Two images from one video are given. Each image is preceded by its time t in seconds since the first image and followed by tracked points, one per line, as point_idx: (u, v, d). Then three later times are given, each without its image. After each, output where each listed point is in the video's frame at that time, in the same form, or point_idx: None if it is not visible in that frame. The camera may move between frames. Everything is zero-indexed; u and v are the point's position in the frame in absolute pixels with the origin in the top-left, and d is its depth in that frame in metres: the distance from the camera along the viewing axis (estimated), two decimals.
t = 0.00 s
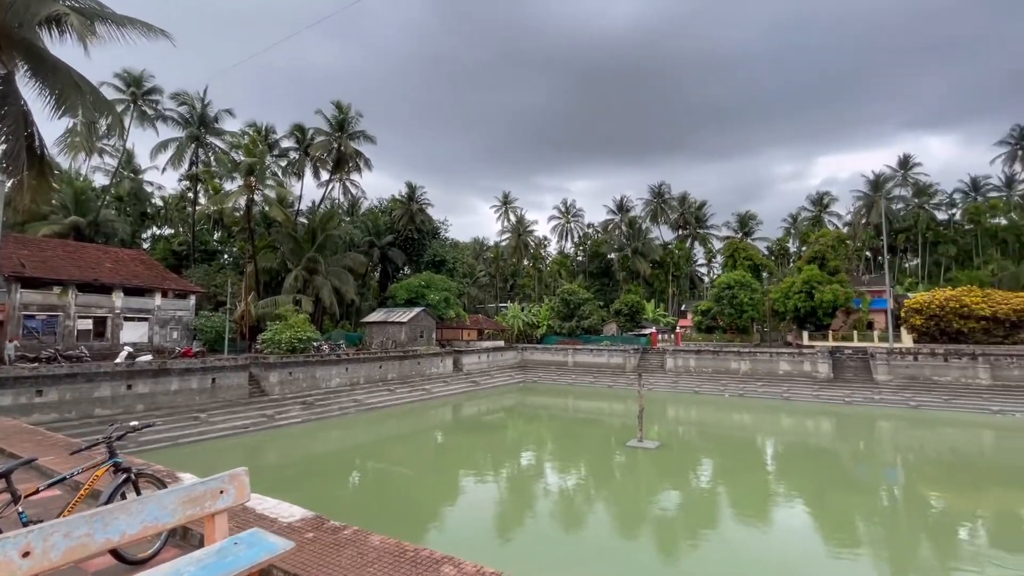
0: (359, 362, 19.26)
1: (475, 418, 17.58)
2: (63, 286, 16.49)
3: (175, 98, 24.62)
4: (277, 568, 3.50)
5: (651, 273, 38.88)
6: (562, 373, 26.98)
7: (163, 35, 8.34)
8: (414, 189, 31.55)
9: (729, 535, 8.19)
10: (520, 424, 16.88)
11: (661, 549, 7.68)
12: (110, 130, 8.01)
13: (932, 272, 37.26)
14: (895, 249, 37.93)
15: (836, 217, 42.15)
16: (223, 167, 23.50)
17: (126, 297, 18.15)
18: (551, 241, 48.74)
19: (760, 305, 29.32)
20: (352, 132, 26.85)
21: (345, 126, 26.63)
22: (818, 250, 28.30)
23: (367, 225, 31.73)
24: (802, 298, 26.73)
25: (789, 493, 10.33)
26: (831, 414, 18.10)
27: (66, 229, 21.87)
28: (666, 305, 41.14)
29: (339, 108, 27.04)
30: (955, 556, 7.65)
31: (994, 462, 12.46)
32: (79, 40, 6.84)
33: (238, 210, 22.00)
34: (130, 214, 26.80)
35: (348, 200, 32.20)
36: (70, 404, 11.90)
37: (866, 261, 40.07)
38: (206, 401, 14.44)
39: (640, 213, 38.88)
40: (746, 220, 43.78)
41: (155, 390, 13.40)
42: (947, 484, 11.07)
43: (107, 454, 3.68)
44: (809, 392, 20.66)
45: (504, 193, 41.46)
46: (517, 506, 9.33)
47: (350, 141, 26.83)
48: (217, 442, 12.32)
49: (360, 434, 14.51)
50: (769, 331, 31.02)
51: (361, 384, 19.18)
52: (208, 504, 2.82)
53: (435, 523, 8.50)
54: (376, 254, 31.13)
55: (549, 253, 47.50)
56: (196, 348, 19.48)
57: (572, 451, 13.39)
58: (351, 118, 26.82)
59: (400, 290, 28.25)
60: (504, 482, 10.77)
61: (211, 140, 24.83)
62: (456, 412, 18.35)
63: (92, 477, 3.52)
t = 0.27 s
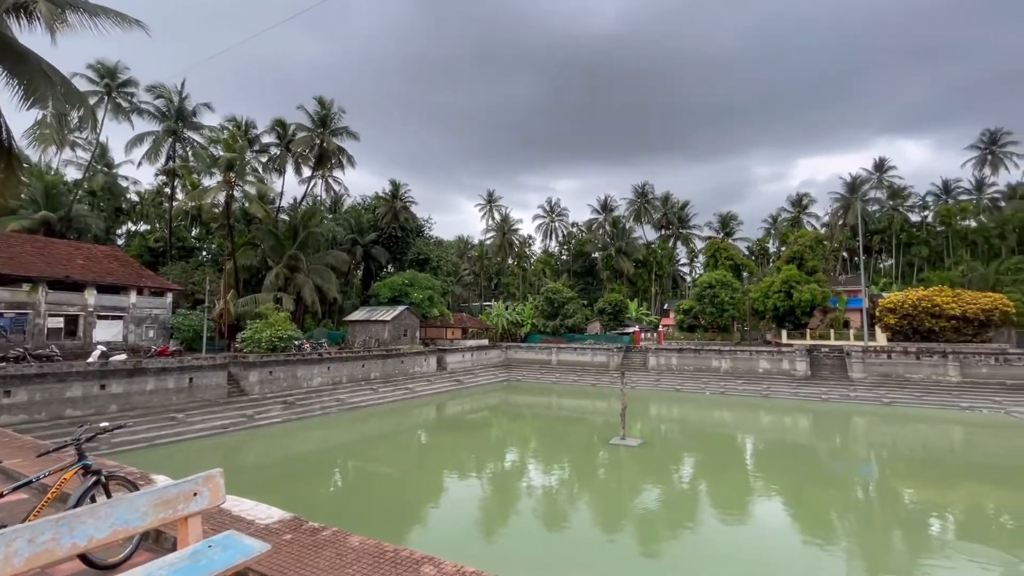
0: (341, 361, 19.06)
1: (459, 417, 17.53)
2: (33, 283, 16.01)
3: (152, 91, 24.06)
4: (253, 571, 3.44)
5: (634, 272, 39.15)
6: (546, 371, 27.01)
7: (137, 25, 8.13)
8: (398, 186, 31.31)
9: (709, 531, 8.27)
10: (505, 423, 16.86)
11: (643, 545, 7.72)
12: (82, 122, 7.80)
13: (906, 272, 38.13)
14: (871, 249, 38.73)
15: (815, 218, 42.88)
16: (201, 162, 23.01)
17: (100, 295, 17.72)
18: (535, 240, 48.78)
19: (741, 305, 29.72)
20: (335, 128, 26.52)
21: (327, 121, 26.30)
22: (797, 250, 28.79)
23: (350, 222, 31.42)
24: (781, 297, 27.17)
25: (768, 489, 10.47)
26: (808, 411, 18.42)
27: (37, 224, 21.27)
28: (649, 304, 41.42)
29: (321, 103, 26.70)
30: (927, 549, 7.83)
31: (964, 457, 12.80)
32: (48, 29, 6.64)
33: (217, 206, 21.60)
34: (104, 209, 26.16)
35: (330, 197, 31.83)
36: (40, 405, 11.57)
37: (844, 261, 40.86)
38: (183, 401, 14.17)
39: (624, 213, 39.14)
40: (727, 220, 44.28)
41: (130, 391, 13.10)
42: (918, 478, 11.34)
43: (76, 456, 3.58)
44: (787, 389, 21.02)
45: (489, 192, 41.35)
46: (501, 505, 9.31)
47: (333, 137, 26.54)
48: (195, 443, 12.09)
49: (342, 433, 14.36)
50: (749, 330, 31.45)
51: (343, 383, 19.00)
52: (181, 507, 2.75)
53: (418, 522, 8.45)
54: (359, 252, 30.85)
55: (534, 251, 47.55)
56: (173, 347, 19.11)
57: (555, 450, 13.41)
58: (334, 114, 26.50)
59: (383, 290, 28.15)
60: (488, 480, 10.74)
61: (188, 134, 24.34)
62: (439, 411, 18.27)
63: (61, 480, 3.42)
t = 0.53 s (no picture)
0: (321, 360, 18.83)
1: (441, 416, 17.47)
2: None
3: (124, 83, 23.43)
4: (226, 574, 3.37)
5: (616, 271, 39.43)
6: (528, 369, 27.04)
7: (107, 15, 7.93)
8: (380, 183, 30.98)
9: (688, 527, 8.37)
10: (487, 421, 16.83)
11: (624, 542, 7.77)
12: (50, 114, 7.58)
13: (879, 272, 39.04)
14: (844, 250, 39.57)
15: (792, 219, 43.65)
16: (175, 157, 22.45)
17: (69, 293, 17.22)
18: (518, 238, 48.77)
19: (720, 303, 30.13)
20: (315, 124, 26.17)
21: (307, 117, 25.93)
22: (774, 250, 29.33)
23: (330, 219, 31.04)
24: (759, 296, 27.64)
25: (745, 484, 10.63)
26: (784, 407, 18.77)
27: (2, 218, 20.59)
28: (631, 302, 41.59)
29: (301, 98, 26.31)
30: (898, 541, 8.02)
31: (933, 452, 13.16)
32: (13, 17, 6.44)
33: (193, 202, 21.14)
34: (74, 204, 25.42)
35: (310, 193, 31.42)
36: (5, 406, 11.21)
37: (820, 261, 41.68)
38: (157, 402, 13.86)
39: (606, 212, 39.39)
40: (707, 220, 44.81)
41: (100, 391, 12.76)
42: (890, 473, 11.62)
43: (39, 458, 3.46)
44: (764, 386, 21.40)
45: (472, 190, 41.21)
46: (483, 504, 9.28)
47: (313, 133, 26.17)
48: (169, 444, 11.84)
49: (322, 433, 14.20)
50: (728, 329, 31.89)
51: (323, 382, 18.77)
52: (149, 510, 2.68)
53: (400, 522, 8.39)
54: (339, 249, 30.55)
55: (517, 250, 47.55)
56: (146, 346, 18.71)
57: (537, 447, 13.44)
58: (314, 109, 26.14)
59: (365, 288, 27.83)
60: (470, 479, 10.72)
61: (163, 128, 23.78)
62: (421, 410, 18.16)
63: (22, 484, 3.30)
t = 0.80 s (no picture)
0: (298, 360, 18.52)
1: (421, 415, 17.35)
2: None
3: (90, 73, 22.68)
4: None
5: (596, 270, 39.66)
6: (508, 368, 27.00)
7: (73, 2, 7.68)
8: (358, 180, 30.58)
9: (666, 523, 8.44)
10: (467, 420, 16.77)
11: (603, 538, 7.79)
12: (11, 102, 7.30)
13: (850, 272, 39.98)
14: (817, 250, 40.34)
15: (767, 219, 44.46)
16: (145, 151, 21.79)
17: (32, 290, 16.61)
18: (499, 237, 48.70)
19: (697, 302, 30.54)
20: (292, 118, 25.71)
21: (284, 111, 25.47)
22: (749, 250, 29.92)
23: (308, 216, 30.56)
24: (735, 295, 28.10)
25: (722, 479, 10.77)
26: (759, 404, 19.11)
27: None
28: (610, 301, 41.80)
29: (277, 92, 25.81)
30: (867, 532, 8.21)
31: (900, 445, 13.55)
32: None
33: (164, 197, 20.58)
34: (37, 198, 24.55)
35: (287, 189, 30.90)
36: None
37: (794, 261, 42.52)
38: (126, 403, 13.47)
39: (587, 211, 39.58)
40: (685, 220, 45.32)
41: (66, 392, 12.33)
42: (859, 466, 11.92)
43: None
44: (739, 383, 21.78)
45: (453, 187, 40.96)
46: (463, 503, 9.23)
47: (290, 128, 25.72)
48: (139, 446, 11.51)
49: (299, 433, 13.97)
50: (705, 327, 32.33)
51: (300, 382, 18.47)
52: (113, 515, 2.59)
53: (379, 522, 8.30)
54: (317, 247, 30.14)
55: (497, 248, 47.49)
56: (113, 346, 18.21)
57: (518, 445, 13.44)
58: (291, 104, 25.67)
59: (343, 286, 27.41)
60: (450, 478, 10.66)
61: (132, 120, 23.10)
62: (400, 409, 18.02)
63: None
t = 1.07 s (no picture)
0: (272, 359, 18.13)
1: (398, 414, 17.19)
2: None
3: (51, 62, 21.83)
4: None
5: (574, 268, 39.97)
6: (486, 366, 26.93)
7: None
8: (335, 176, 30.04)
9: (643, 517, 8.53)
10: (445, 419, 16.69)
11: (581, 534, 7.84)
12: None
13: (820, 271, 41.02)
14: (788, 250, 41.16)
15: (741, 219, 45.31)
16: (109, 143, 20.98)
17: None
18: (477, 235, 48.53)
19: (673, 300, 30.96)
20: (266, 113, 25.16)
21: (257, 105, 24.91)
22: (723, 249, 30.54)
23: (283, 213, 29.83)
24: (709, 293, 28.57)
25: (697, 474, 10.94)
26: (732, 399, 19.46)
27: None
28: (588, 299, 42.18)
29: (250, 85, 25.24)
30: (835, 523, 8.46)
31: (867, 438, 13.96)
32: None
33: (130, 191, 19.93)
34: None
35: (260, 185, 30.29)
36: None
37: (767, 260, 43.41)
38: (90, 405, 13.01)
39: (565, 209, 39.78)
40: (661, 219, 45.89)
41: (25, 394, 11.83)
42: (828, 459, 12.24)
43: None
44: (713, 379, 22.18)
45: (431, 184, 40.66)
46: (441, 501, 9.19)
47: (263, 122, 25.19)
48: (104, 450, 11.13)
49: (272, 434, 13.71)
50: (681, 324, 32.76)
51: (274, 382, 18.10)
52: (70, 521, 2.49)
53: (356, 523, 8.19)
54: (291, 244, 29.64)
55: (476, 246, 47.34)
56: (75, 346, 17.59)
57: (496, 443, 13.43)
58: (264, 97, 25.12)
59: (318, 283, 26.98)
60: (428, 477, 10.59)
61: (95, 111, 22.33)
62: (377, 409, 17.82)
63: None
